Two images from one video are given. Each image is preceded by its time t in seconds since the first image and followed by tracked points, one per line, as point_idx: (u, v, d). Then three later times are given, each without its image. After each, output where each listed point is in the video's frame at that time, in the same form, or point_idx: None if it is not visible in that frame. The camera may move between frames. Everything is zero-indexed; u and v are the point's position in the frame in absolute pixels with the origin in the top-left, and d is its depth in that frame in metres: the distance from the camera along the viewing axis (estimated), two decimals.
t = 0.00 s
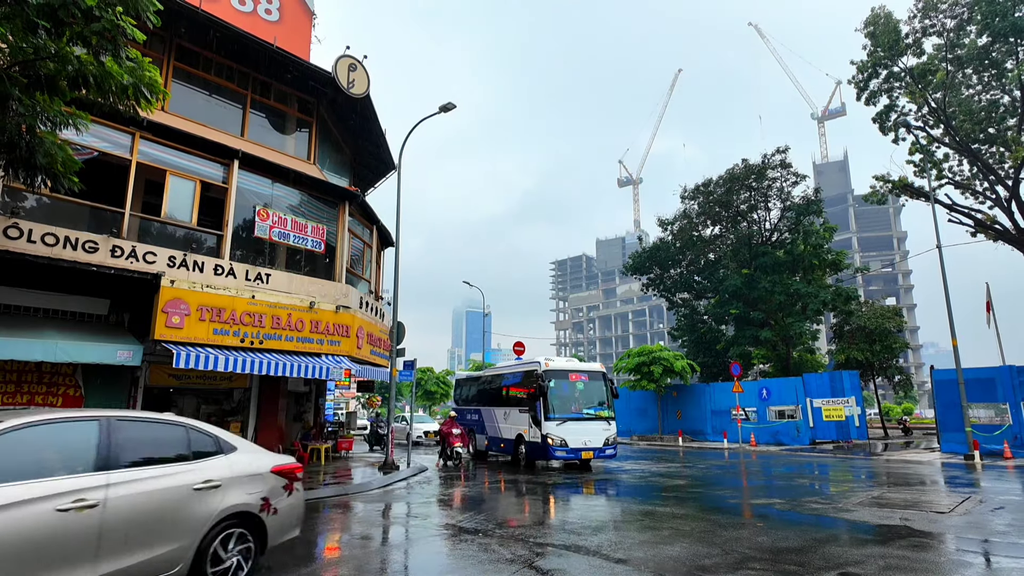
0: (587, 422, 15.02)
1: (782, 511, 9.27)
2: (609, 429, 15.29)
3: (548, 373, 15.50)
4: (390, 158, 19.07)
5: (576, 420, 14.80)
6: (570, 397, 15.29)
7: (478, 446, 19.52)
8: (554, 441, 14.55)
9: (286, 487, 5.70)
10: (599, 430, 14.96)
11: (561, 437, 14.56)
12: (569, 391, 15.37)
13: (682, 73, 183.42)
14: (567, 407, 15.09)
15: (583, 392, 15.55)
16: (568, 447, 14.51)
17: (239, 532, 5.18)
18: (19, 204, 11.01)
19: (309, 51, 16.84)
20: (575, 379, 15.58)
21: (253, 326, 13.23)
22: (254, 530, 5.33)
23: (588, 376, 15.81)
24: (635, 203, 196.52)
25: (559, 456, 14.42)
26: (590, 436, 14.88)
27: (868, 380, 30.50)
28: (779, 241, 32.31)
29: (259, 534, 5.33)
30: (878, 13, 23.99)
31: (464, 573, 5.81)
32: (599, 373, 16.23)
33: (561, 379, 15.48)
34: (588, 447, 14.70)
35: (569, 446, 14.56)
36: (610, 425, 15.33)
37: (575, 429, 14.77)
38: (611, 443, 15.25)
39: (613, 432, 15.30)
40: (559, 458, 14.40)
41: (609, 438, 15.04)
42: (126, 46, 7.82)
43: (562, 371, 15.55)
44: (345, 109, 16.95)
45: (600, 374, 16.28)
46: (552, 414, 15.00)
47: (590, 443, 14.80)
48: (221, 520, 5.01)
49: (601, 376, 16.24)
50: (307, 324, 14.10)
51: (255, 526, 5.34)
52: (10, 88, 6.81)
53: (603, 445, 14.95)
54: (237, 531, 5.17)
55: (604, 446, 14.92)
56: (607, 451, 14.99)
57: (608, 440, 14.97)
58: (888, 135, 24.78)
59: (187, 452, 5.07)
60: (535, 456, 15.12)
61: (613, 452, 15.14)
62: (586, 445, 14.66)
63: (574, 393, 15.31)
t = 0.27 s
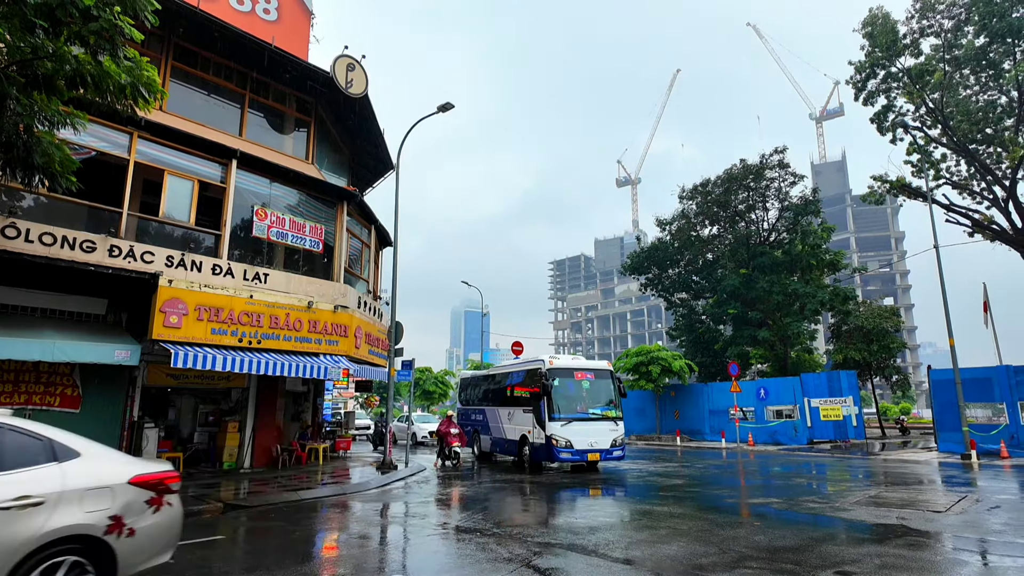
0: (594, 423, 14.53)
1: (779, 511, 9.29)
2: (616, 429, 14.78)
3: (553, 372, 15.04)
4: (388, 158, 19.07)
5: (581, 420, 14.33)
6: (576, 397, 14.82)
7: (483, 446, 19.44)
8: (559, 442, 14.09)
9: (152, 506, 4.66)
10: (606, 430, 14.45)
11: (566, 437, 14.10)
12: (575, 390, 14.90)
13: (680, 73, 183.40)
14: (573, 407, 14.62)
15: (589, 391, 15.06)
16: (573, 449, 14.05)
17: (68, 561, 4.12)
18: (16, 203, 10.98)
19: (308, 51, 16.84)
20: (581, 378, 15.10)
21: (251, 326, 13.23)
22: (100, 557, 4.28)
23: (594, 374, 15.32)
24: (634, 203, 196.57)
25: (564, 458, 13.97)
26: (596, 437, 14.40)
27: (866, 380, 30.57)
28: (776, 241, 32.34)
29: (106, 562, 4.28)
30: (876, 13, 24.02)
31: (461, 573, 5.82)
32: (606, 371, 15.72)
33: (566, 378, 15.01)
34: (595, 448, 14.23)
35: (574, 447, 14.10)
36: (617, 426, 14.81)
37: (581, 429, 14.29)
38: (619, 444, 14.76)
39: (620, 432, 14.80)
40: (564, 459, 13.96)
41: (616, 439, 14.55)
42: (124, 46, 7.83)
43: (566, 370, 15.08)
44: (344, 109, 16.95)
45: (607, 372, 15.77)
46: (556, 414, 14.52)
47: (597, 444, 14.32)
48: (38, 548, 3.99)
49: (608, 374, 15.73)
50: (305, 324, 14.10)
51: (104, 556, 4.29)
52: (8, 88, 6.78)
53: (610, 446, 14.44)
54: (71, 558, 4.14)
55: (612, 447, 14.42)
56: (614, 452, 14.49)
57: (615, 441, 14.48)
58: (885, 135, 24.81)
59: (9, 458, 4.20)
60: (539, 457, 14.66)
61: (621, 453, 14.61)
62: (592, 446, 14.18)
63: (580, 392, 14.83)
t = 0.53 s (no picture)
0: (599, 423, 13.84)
1: (775, 510, 9.32)
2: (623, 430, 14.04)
3: (555, 370, 14.28)
4: (385, 158, 19.05)
5: (585, 421, 13.64)
6: (580, 396, 14.09)
7: (485, 447, 19.33)
8: (562, 444, 13.43)
9: None
10: (613, 430, 13.74)
11: (568, 439, 13.44)
12: (579, 389, 14.13)
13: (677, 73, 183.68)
14: (577, 407, 13.90)
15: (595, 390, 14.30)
16: (577, 451, 13.42)
17: None
18: (11, 202, 10.93)
19: (304, 50, 16.80)
20: (585, 376, 14.34)
21: (247, 326, 13.22)
22: None
23: (599, 371, 14.55)
24: (631, 203, 196.75)
25: (567, 460, 13.33)
26: (601, 438, 13.72)
27: (861, 379, 30.70)
28: (773, 241, 32.42)
29: None
30: (872, 14, 24.09)
31: (459, 573, 5.83)
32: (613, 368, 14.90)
33: (570, 376, 14.25)
34: (599, 450, 13.56)
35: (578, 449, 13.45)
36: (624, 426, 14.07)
37: (584, 430, 13.60)
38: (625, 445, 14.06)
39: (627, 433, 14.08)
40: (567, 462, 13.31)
41: (622, 440, 13.84)
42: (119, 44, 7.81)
43: (570, 368, 14.31)
44: (341, 109, 16.92)
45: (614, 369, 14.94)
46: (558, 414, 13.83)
47: (601, 445, 13.66)
48: None
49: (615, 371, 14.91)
50: (302, 324, 14.08)
51: None
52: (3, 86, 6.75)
53: (616, 448, 13.74)
54: None
55: (618, 448, 13.72)
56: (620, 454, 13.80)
57: (621, 442, 13.82)
58: (881, 135, 24.88)
59: None
60: (541, 459, 14.04)
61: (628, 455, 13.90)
62: (596, 448, 13.51)
63: (584, 391, 14.10)
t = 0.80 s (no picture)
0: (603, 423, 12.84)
1: (770, 510, 9.35)
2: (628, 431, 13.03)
3: (556, 366, 13.33)
4: (381, 157, 19.03)
5: (588, 421, 12.62)
6: (583, 394, 13.12)
7: (487, 447, 19.22)
8: (562, 445, 12.39)
9: None
10: (617, 432, 12.70)
11: (570, 440, 12.42)
12: (582, 387, 13.19)
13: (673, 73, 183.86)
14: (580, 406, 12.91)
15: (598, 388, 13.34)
16: (578, 454, 12.34)
17: None
18: (5, 201, 10.87)
19: (301, 49, 16.77)
20: (588, 373, 13.37)
21: (243, 325, 13.19)
22: None
23: (603, 369, 13.61)
24: (627, 203, 197.03)
25: (567, 464, 12.28)
26: (605, 439, 12.70)
27: (856, 379, 30.82)
28: (768, 241, 32.48)
29: None
30: (868, 15, 24.17)
31: (455, 572, 5.83)
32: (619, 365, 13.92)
33: (572, 373, 13.30)
34: (603, 452, 12.54)
35: (580, 451, 12.39)
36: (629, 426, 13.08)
37: (587, 431, 12.58)
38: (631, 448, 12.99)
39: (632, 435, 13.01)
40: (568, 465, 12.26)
41: (628, 441, 12.84)
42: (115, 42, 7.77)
43: (572, 364, 13.35)
44: (337, 108, 16.89)
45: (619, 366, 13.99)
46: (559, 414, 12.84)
47: (605, 447, 12.64)
48: None
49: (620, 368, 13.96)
50: (297, 323, 14.06)
51: None
52: None
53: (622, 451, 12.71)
54: None
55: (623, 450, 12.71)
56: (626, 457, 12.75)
57: (626, 444, 12.80)
58: (876, 136, 24.97)
59: None
60: (540, 462, 13.03)
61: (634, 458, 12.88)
62: (600, 450, 12.49)
63: (587, 388, 13.13)
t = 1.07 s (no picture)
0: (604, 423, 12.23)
1: (766, 509, 9.38)
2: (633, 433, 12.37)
3: (555, 364, 12.79)
4: (379, 157, 19.01)
5: (588, 421, 12.03)
6: (584, 393, 12.55)
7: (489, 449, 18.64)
8: (560, 447, 11.83)
9: None
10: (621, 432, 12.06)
11: (568, 441, 11.86)
12: (583, 386, 12.58)
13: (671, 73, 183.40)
14: (580, 405, 12.31)
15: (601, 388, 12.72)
16: (578, 455, 11.75)
17: None
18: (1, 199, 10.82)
19: (298, 49, 16.75)
20: (589, 371, 12.79)
21: (239, 325, 13.16)
22: None
23: (606, 367, 13.00)
24: (625, 203, 197.22)
25: (566, 466, 11.73)
26: (607, 440, 12.08)
27: (853, 379, 30.91)
28: (765, 242, 32.56)
29: None
30: (864, 16, 24.26)
31: (453, 572, 5.84)
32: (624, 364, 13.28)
33: (572, 371, 12.73)
34: (604, 454, 11.90)
35: (579, 453, 11.80)
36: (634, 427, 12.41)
37: (586, 432, 12.00)
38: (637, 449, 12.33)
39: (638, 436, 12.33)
40: (566, 467, 11.70)
41: (632, 442, 12.19)
42: (112, 41, 7.76)
43: (572, 362, 12.78)
44: (335, 108, 16.86)
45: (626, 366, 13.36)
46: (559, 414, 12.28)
47: (607, 449, 12.02)
48: None
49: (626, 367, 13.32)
50: (294, 323, 14.05)
51: None
52: None
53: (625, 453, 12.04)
54: None
55: (626, 452, 12.03)
56: (631, 460, 12.06)
57: (630, 446, 12.14)
58: (873, 137, 25.05)
59: None
60: (541, 464, 12.53)
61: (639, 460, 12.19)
62: (601, 452, 11.86)
63: (588, 387, 12.54)
